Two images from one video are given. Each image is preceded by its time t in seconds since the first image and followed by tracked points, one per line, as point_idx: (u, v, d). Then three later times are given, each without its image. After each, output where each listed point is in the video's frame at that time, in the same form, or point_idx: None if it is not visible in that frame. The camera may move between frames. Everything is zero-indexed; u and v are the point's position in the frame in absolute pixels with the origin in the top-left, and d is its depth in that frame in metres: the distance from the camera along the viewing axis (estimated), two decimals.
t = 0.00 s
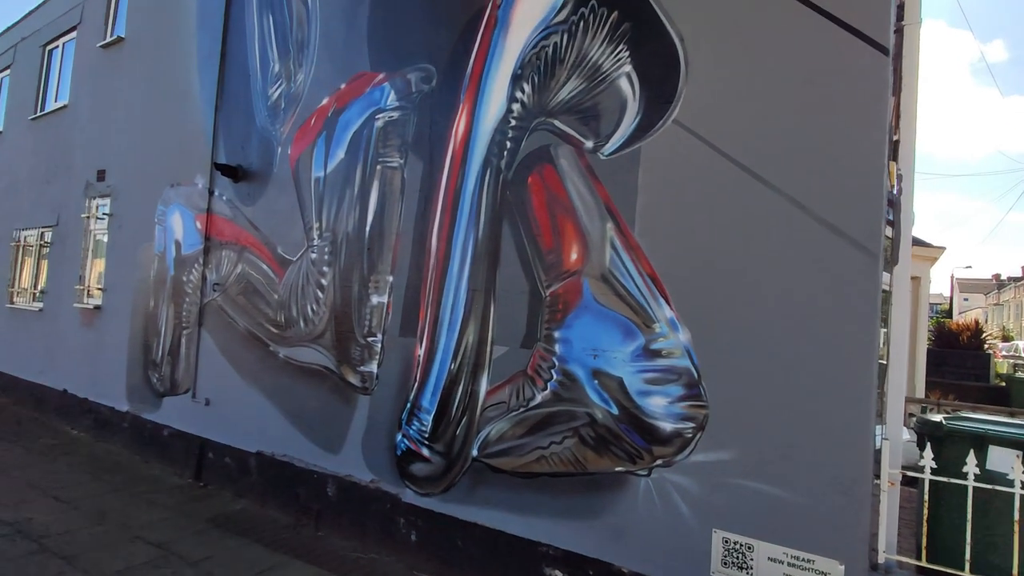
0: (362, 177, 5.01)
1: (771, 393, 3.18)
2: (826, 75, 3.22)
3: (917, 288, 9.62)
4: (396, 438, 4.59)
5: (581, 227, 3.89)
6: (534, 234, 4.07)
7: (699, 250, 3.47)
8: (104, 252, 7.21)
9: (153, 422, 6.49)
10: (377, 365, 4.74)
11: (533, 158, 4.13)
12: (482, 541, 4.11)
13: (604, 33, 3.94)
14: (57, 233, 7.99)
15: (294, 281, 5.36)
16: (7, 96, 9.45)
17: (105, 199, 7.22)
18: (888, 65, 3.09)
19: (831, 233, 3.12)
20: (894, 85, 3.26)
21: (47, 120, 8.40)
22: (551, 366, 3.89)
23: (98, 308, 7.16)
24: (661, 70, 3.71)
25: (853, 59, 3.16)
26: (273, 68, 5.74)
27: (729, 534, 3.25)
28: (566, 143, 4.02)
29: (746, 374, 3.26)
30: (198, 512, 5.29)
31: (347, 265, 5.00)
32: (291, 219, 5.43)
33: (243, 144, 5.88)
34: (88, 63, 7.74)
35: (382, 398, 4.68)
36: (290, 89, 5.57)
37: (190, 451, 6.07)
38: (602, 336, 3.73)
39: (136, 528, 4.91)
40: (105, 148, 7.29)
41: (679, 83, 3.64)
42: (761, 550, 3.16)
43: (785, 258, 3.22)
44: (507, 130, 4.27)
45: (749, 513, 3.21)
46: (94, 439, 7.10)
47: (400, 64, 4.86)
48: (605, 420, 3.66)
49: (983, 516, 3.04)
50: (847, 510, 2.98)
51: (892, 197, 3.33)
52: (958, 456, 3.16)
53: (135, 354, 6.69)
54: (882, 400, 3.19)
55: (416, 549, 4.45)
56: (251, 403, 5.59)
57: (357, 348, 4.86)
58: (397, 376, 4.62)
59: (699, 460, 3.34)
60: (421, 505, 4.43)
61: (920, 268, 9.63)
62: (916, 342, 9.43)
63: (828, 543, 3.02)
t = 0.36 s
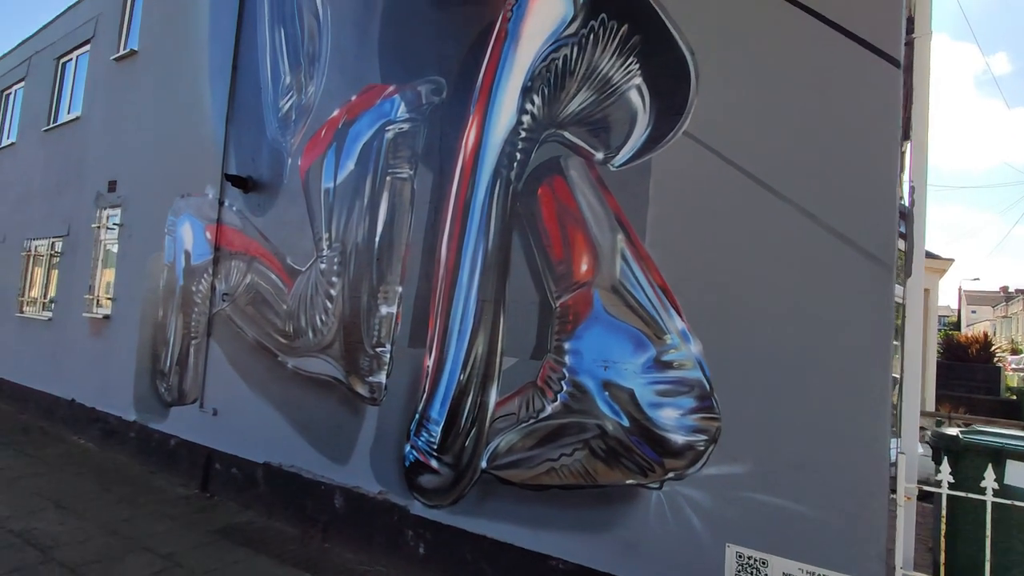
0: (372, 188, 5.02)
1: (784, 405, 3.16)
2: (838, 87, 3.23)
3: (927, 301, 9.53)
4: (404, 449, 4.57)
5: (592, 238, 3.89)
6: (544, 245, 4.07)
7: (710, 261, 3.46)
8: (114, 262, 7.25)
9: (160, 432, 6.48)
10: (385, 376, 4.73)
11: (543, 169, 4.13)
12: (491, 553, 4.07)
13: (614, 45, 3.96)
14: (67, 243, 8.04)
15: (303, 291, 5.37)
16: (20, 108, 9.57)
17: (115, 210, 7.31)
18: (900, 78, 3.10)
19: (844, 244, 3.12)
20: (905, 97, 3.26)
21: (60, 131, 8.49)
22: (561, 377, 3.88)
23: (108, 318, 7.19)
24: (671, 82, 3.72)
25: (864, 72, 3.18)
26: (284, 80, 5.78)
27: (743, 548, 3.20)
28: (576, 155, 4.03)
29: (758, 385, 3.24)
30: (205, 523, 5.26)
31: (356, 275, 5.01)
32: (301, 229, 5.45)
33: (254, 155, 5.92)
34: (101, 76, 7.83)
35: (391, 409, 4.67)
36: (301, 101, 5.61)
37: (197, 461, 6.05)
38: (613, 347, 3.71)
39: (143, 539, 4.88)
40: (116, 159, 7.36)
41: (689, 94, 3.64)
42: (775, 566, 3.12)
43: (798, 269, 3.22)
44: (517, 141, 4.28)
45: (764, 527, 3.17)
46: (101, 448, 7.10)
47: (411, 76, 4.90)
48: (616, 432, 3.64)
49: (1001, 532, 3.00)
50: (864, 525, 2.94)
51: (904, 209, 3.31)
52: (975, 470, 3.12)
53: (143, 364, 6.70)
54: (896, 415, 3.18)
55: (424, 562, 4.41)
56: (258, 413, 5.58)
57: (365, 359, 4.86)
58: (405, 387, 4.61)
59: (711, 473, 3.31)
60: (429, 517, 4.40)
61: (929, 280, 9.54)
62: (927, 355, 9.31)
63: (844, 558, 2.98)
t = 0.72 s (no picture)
0: (392, 203, 5.03)
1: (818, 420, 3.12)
2: (866, 100, 3.23)
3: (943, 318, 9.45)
4: (425, 464, 4.52)
5: (616, 251, 3.87)
6: (568, 258, 4.05)
7: (739, 274, 3.44)
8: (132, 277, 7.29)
9: (175, 447, 6.46)
10: (405, 391, 4.70)
11: (566, 183, 4.13)
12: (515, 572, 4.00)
13: (636, 60, 3.97)
14: (85, 258, 8.09)
15: (322, 306, 5.36)
16: (40, 125, 9.70)
17: (134, 225, 7.40)
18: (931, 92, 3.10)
19: (876, 257, 3.10)
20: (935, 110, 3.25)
21: (80, 147, 8.60)
22: (586, 392, 3.85)
23: (125, 333, 7.22)
24: (695, 96, 3.72)
25: (894, 85, 3.18)
26: (304, 97, 5.83)
27: (777, 567, 3.14)
28: (600, 168, 4.02)
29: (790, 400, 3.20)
30: (222, 539, 5.21)
31: (376, 289, 5.00)
32: (320, 244, 5.46)
33: (273, 170, 5.96)
34: (121, 94, 7.95)
35: (411, 424, 4.63)
36: (320, 117, 5.65)
37: (212, 476, 6.02)
38: (639, 361, 3.68)
39: (160, 555, 4.84)
40: (137, 175, 7.45)
41: (714, 108, 3.64)
42: None
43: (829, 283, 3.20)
44: (540, 156, 4.28)
45: (798, 545, 3.11)
46: (115, 463, 7.08)
47: (431, 92, 4.92)
48: (644, 448, 3.59)
49: None
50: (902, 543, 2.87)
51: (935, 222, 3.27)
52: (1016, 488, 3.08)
53: (159, 379, 6.70)
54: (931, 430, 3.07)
55: None
56: (276, 428, 5.55)
57: (385, 373, 4.83)
58: (426, 401, 4.58)
59: (743, 490, 3.26)
60: (450, 534, 4.33)
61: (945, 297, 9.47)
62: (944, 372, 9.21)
63: None
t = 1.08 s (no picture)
0: (415, 218, 5.01)
1: (863, 435, 3.13)
2: (905, 116, 3.27)
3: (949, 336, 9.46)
4: (452, 481, 4.47)
5: (648, 266, 3.86)
6: (598, 273, 4.04)
7: (777, 290, 3.46)
8: (146, 293, 7.26)
9: (190, 464, 6.38)
10: (431, 407, 4.66)
11: (595, 197, 4.13)
12: None
13: (666, 76, 3.98)
14: (97, 274, 8.05)
15: (343, 321, 5.33)
16: (51, 141, 9.70)
17: (148, 241, 7.38)
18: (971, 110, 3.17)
19: (920, 273, 3.13)
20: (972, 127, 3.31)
21: (93, 164, 8.60)
22: (619, 408, 3.82)
23: (138, 349, 7.17)
24: (728, 110, 3.73)
25: (933, 102, 3.23)
26: (324, 113, 5.85)
27: None
28: (630, 183, 4.02)
29: (833, 416, 3.21)
30: (243, 558, 5.14)
31: (400, 304, 4.98)
32: (341, 259, 5.45)
33: (292, 186, 5.95)
34: (136, 110, 7.96)
35: (437, 440, 4.59)
36: (341, 133, 5.66)
37: (230, 494, 5.95)
38: (674, 377, 3.66)
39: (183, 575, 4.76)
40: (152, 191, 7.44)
41: (748, 122, 3.66)
42: None
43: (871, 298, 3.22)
44: (568, 170, 4.27)
45: (845, 563, 3.08)
46: (128, 481, 7.00)
47: (455, 107, 4.93)
48: (680, 464, 3.56)
49: None
50: (954, 559, 2.87)
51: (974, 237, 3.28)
52: None
53: (174, 395, 6.64)
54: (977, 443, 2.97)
55: None
56: (296, 445, 5.50)
57: (410, 389, 4.79)
58: (453, 418, 4.54)
59: (786, 506, 3.24)
60: (479, 552, 4.27)
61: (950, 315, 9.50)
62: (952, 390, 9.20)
63: None
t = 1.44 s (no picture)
0: (438, 235, 5.06)
1: (896, 450, 3.19)
2: (931, 138, 3.36)
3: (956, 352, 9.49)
4: (477, 497, 4.49)
5: (676, 283, 3.92)
6: (625, 290, 4.10)
7: (807, 307, 3.53)
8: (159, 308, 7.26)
9: (205, 480, 6.36)
10: (455, 423, 4.68)
11: (622, 215, 4.20)
12: None
13: (691, 97, 4.07)
14: (107, 288, 8.05)
15: (364, 337, 5.35)
16: (59, 156, 9.71)
17: (161, 256, 7.40)
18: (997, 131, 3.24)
19: (949, 290, 3.21)
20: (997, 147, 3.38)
21: (102, 179, 8.61)
22: (649, 423, 3.86)
23: (151, 364, 7.15)
24: (755, 131, 3.82)
25: (959, 124, 3.31)
26: (343, 130, 5.90)
27: None
28: (656, 202, 4.09)
29: (865, 431, 3.28)
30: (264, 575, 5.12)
31: (422, 320, 5.01)
32: (361, 275, 5.48)
33: (311, 202, 5.99)
34: (149, 126, 8.00)
35: (463, 456, 4.61)
36: (361, 150, 5.70)
37: (246, 510, 5.93)
38: (704, 393, 3.71)
39: None
40: (166, 207, 7.47)
41: (775, 143, 3.75)
42: None
43: (900, 315, 3.30)
44: (593, 188, 4.34)
45: None
46: (140, 497, 6.96)
47: (477, 126, 4.99)
48: (712, 479, 3.61)
49: None
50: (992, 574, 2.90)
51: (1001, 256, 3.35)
52: None
53: (188, 410, 6.63)
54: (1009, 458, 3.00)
55: None
56: (315, 460, 5.50)
57: (433, 405, 4.81)
58: (478, 433, 4.56)
59: (820, 521, 3.29)
60: (506, 568, 4.28)
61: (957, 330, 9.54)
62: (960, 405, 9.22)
63: None
